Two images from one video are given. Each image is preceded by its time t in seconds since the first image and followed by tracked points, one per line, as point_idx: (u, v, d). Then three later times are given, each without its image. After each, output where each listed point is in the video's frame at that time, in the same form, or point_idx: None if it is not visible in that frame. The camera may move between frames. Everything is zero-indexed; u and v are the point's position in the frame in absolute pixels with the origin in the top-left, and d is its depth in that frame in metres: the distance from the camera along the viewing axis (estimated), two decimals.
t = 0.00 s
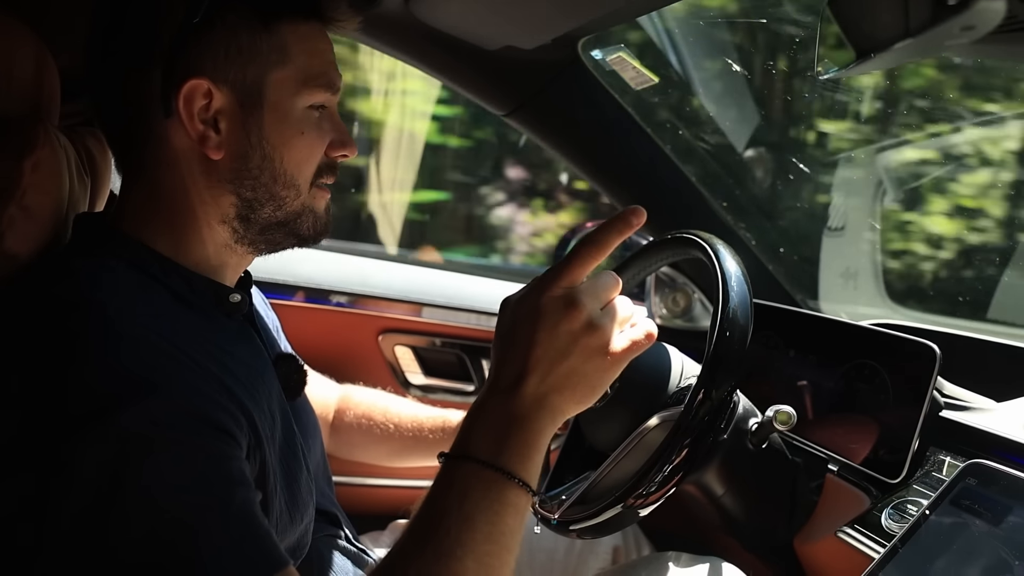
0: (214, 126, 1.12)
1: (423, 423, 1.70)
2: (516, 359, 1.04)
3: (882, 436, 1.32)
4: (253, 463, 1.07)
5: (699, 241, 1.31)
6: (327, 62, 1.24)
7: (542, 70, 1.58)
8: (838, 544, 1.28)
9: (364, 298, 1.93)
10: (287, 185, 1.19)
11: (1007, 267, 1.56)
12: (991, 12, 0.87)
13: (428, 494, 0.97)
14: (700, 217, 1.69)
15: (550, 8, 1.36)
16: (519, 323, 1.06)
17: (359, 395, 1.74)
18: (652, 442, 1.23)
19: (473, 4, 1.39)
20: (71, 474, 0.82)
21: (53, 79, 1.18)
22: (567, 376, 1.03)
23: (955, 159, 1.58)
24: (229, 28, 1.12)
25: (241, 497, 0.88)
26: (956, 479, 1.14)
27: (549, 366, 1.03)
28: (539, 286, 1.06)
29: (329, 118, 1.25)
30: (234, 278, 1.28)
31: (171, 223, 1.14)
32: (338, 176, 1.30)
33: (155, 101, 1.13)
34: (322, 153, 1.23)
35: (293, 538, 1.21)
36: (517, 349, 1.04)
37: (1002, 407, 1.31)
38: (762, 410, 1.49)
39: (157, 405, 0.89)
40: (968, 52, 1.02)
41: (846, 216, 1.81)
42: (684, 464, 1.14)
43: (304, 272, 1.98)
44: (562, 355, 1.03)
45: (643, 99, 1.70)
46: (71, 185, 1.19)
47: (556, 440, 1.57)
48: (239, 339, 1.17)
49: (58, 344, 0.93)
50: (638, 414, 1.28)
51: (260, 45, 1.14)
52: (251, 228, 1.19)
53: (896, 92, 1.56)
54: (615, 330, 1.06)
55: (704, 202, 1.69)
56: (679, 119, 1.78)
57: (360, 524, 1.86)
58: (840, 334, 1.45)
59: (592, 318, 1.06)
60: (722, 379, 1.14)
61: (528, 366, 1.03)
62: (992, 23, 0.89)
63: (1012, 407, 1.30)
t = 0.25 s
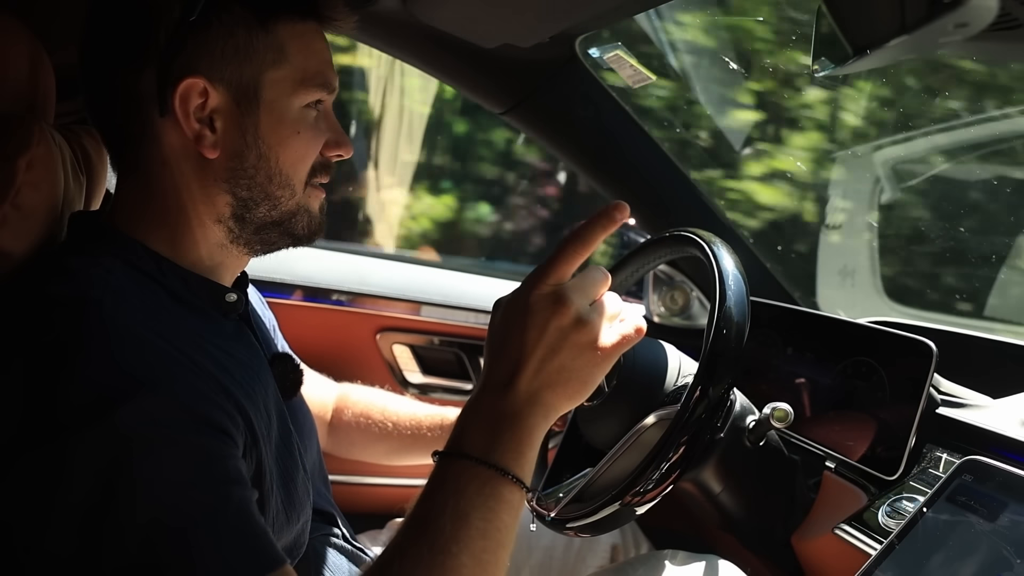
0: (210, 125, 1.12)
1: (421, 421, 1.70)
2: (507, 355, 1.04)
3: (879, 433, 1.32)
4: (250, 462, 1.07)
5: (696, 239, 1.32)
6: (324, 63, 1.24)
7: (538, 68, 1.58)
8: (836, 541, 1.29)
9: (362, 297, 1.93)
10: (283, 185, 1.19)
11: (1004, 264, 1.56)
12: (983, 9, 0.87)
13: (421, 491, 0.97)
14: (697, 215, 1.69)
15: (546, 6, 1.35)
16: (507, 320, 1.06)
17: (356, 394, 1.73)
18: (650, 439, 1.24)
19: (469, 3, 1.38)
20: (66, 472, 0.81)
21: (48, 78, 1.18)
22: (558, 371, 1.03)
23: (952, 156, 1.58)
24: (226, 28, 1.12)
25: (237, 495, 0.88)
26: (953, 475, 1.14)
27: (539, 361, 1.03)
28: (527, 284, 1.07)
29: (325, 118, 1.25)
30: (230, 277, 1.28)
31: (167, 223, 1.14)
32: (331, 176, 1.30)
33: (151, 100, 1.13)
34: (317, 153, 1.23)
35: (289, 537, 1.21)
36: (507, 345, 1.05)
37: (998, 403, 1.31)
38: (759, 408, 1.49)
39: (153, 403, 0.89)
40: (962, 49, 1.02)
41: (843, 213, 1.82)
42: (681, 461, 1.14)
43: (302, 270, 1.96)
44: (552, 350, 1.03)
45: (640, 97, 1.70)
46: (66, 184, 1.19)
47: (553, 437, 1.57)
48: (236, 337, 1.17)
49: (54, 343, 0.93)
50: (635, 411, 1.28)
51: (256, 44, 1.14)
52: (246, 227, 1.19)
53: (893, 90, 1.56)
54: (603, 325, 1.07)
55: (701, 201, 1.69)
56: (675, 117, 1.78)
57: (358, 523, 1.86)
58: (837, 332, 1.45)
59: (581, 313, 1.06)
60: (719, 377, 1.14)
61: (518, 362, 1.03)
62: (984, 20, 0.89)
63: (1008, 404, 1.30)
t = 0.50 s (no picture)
0: (205, 127, 1.12)
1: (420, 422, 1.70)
2: (455, 345, 1.05)
3: (878, 433, 1.32)
4: (251, 465, 1.07)
5: (694, 239, 1.32)
6: (321, 69, 1.25)
7: (536, 69, 1.57)
8: (836, 542, 1.29)
9: (361, 298, 1.93)
10: (277, 189, 1.20)
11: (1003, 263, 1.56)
12: (982, 7, 0.87)
13: (398, 486, 0.98)
14: (696, 215, 1.69)
15: (543, 7, 1.35)
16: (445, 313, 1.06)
17: (355, 396, 1.72)
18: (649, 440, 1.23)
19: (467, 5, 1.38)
20: (65, 475, 0.81)
21: (45, 79, 1.18)
22: (505, 350, 1.04)
23: (951, 156, 1.58)
24: (224, 31, 1.12)
25: (238, 496, 0.88)
26: (952, 475, 1.14)
27: (485, 345, 1.03)
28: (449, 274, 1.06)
29: (320, 124, 1.25)
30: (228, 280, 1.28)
31: (162, 225, 1.14)
32: (324, 182, 1.30)
33: (147, 101, 1.12)
34: (311, 159, 1.23)
35: (290, 539, 1.21)
36: (452, 337, 1.05)
37: (997, 403, 1.31)
38: (758, 408, 1.48)
39: (150, 405, 0.89)
40: (959, 48, 1.02)
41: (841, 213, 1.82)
42: (681, 462, 1.14)
43: (300, 272, 1.95)
44: (495, 333, 1.03)
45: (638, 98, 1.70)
46: (63, 185, 1.19)
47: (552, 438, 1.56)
48: (233, 339, 1.16)
49: (50, 343, 0.92)
50: (633, 412, 1.27)
51: (254, 48, 1.15)
52: (240, 232, 1.18)
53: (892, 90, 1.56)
54: (532, 290, 1.05)
55: (699, 201, 1.69)
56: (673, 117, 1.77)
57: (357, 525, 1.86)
58: (835, 332, 1.45)
59: (507, 288, 1.04)
60: (717, 378, 1.14)
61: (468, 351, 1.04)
62: (982, 19, 0.89)
63: (1007, 403, 1.29)
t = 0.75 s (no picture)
0: (203, 128, 1.11)
1: (419, 423, 1.69)
2: (472, 364, 1.06)
3: (877, 434, 1.31)
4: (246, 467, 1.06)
5: (693, 239, 1.31)
6: (323, 75, 1.25)
7: (535, 70, 1.57)
8: (836, 542, 1.29)
9: (359, 299, 1.93)
10: (277, 194, 1.19)
11: (1002, 264, 1.56)
12: (984, 7, 0.87)
13: (414, 493, 0.99)
14: (694, 216, 1.69)
15: (542, 9, 1.35)
16: (462, 334, 1.07)
17: (355, 398, 1.73)
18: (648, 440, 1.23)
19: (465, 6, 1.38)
20: (64, 478, 0.80)
21: (42, 80, 1.17)
22: (526, 375, 1.06)
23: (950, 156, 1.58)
24: (227, 34, 1.12)
25: (238, 498, 0.88)
26: (952, 476, 1.14)
27: (505, 367, 1.05)
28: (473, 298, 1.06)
29: (320, 130, 1.25)
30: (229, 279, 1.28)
31: (160, 226, 1.13)
32: (322, 188, 1.30)
33: (145, 101, 1.11)
34: (309, 164, 1.23)
35: (289, 540, 1.21)
36: (469, 356, 1.06)
37: (996, 403, 1.31)
38: (757, 409, 1.48)
39: (150, 408, 0.88)
40: (959, 48, 1.02)
41: (840, 214, 1.82)
42: (680, 463, 1.14)
43: (299, 273, 1.94)
44: (516, 354, 1.05)
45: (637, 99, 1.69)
46: (60, 187, 1.19)
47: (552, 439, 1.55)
48: (234, 340, 1.16)
49: (47, 346, 0.92)
50: (632, 413, 1.27)
51: (256, 52, 1.14)
52: (240, 235, 1.18)
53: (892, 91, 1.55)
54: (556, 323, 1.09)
55: (698, 202, 1.69)
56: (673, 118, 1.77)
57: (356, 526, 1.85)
58: (835, 332, 1.44)
59: (530, 319, 1.07)
60: (717, 379, 1.14)
61: (485, 370, 1.05)
62: (982, 20, 0.89)
63: (1008, 404, 1.29)
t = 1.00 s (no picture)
0: (207, 128, 1.11)
1: (419, 424, 1.70)
2: (458, 377, 1.15)
3: (876, 433, 1.32)
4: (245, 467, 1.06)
5: (692, 239, 1.32)
6: (327, 79, 1.25)
7: (535, 69, 1.57)
8: (834, 541, 1.30)
9: (359, 298, 1.93)
10: (275, 196, 1.20)
11: (1000, 263, 1.57)
12: (982, 7, 0.88)
13: (410, 494, 1.07)
14: (693, 215, 1.69)
15: (542, 8, 1.35)
16: (443, 349, 1.16)
17: (354, 397, 1.72)
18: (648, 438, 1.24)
19: (465, 6, 1.38)
20: (65, 477, 0.81)
21: (43, 79, 1.17)
22: (507, 381, 1.15)
23: (949, 156, 1.58)
24: (233, 35, 1.12)
25: (239, 497, 0.88)
26: (950, 475, 1.14)
27: (490, 375, 1.14)
28: (448, 317, 1.17)
29: (321, 133, 1.25)
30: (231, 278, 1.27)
31: (160, 227, 1.14)
32: (320, 190, 1.31)
33: (149, 100, 1.12)
34: (309, 166, 1.23)
35: (289, 538, 1.21)
36: (454, 370, 1.15)
37: (995, 402, 1.31)
38: (756, 408, 1.49)
39: (154, 407, 0.88)
40: (956, 48, 1.02)
41: (840, 213, 1.82)
42: (678, 463, 1.15)
43: (298, 272, 1.94)
44: (499, 363, 1.15)
45: (635, 98, 1.70)
46: (60, 186, 1.19)
47: (550, 440, 1.55)
48: (235, 340, 1.16)
49: (52, 344, 0.92)
50: (632, 411, 1.27)
51: (262, 54, 1.14)
52: (238, 235, 1.18)
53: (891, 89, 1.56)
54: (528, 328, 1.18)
55: (697, 201, 1.69)
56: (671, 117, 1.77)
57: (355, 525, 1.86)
58: (833, 332, 1.45)
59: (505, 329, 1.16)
60: (716, 378, 1.14)
61: (471, 381, 1.14)
62: (981, 19, 0.90)
63: (1005, 402, 1.29)
